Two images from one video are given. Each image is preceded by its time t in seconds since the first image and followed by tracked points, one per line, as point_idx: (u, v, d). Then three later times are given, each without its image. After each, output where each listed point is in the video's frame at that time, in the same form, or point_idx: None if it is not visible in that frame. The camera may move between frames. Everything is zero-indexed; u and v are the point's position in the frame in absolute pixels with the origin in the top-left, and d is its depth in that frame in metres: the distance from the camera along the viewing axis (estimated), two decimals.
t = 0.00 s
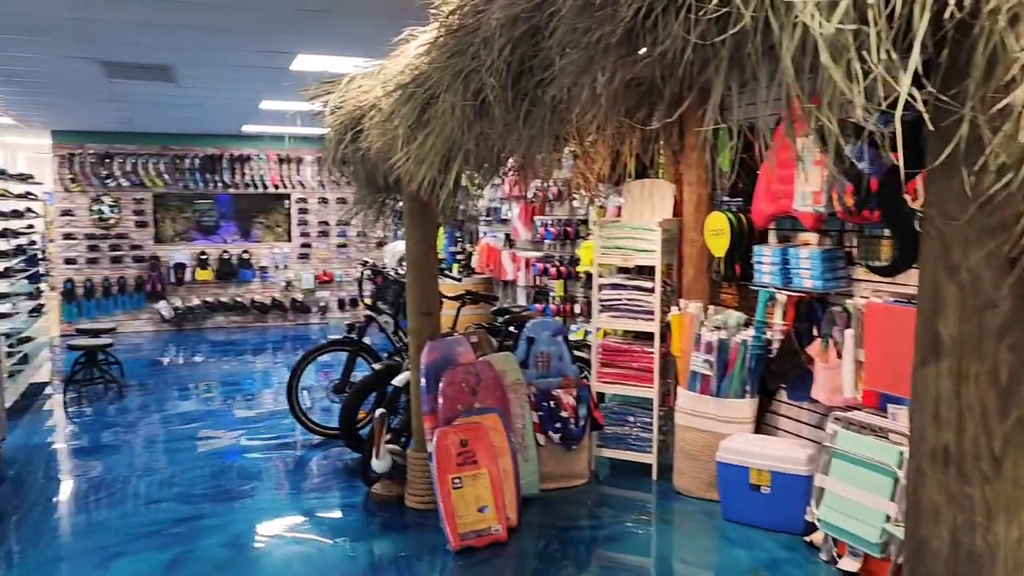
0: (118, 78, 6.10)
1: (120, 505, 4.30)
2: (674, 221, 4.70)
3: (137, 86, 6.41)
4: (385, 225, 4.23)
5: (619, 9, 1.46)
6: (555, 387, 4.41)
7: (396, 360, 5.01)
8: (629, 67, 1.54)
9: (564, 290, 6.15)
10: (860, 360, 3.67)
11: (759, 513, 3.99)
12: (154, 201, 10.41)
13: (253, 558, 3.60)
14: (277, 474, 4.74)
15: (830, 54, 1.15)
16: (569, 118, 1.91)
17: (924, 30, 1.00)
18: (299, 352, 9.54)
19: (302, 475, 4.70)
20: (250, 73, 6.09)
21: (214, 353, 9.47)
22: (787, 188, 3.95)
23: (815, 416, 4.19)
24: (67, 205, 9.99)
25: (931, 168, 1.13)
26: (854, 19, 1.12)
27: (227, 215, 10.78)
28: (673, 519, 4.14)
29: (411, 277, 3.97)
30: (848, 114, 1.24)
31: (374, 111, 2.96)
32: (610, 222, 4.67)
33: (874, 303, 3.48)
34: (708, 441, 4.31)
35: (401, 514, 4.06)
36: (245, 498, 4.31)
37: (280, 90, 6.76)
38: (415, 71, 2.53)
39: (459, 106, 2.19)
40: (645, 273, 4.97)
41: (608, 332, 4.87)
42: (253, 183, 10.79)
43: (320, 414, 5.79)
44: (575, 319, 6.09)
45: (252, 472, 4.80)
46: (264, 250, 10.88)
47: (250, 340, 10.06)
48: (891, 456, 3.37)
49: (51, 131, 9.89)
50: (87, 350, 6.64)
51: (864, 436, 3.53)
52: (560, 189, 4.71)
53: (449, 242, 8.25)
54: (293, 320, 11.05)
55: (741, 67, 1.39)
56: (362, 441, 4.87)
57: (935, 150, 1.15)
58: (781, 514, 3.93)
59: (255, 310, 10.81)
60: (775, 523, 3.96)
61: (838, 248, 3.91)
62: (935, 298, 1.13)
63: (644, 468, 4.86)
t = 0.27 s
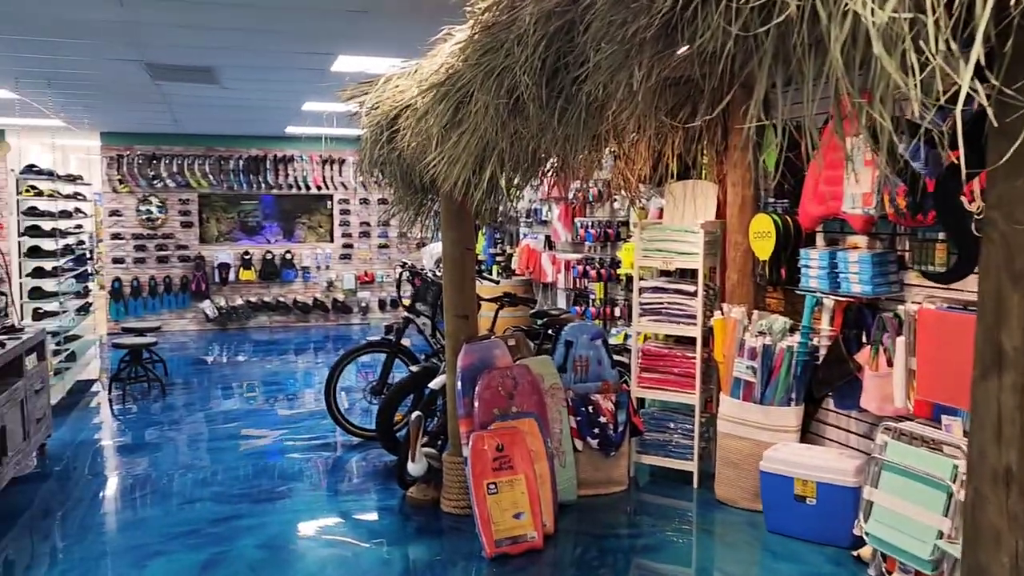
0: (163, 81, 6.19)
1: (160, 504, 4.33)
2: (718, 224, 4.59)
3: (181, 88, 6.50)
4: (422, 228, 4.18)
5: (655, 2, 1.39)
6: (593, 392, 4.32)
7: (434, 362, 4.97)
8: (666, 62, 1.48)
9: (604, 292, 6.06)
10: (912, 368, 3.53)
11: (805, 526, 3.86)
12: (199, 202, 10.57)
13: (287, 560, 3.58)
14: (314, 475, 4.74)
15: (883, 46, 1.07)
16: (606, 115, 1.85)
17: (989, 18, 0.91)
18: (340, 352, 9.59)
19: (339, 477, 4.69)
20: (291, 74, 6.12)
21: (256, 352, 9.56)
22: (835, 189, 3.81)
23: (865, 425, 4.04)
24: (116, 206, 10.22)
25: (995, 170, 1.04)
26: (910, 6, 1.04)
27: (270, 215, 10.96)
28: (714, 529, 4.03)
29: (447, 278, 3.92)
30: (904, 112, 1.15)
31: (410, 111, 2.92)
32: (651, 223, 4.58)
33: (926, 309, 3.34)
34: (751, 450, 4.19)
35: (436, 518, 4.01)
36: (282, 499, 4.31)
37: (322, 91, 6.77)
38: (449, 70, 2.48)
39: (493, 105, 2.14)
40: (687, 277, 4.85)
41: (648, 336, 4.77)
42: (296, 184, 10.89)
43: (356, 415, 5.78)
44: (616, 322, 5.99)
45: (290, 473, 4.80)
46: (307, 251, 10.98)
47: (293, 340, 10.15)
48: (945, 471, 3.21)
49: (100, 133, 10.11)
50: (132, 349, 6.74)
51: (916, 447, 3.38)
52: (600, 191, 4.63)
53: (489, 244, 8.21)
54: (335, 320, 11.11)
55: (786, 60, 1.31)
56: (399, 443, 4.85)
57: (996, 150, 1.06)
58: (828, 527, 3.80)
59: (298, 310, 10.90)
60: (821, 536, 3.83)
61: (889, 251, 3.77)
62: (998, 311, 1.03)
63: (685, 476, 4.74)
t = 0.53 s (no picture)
0: (200, 80, 6.23)
1: (194, 501, 4.34)
2: (759, 223, 4.47)
3: (217, 87, 6.53)
4: (456, 227, 4.12)
5: None
6: (630, 394, 4.22)
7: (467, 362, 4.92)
8: (710, 50, 1.40)
9: (641, 292, 5.96)
10: (964, 373, 3.39)
11: (849, 534, 3.73)
12: (237, 201, 10.67)
13: (320, 561, 3.55)
14: (347, 474, 4.72)
15: (950, 26, 0.98)
16: (645, 108, 1.78)
17: None
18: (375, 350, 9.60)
19: (372, 477, 4.66)
20: (326, 73, 6.12)
21: (292, 350, 9.61)
22: (882, 187, 3.68)
23: (913, 432, 3.90)
24: (156, 205, 10.36)
25: None
26: None
27: (307, 214, 11.02)
28: (754, 535, 3.92)
29: (480, 276, 3.87)
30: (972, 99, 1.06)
31: (443, 108, 2.86)
32: (689, 222, 4.49)
33: (979, 312, 3.22)
34: (793, 455, 4.07)
35: (469, 521, 3.96)
36: (315, 499, 4.29)
37: (357, 89, 6.77)
38: (483, 65, 2.42)
39: (528, 99, 2.08)
40: (726, 276, 4.74)
41: (686, 337, 4.67)
42: (332, 183, 10.94)
43: (390, 415, 5.76)
44: (652, 322, 5.88)
45: (323, 472, 4.78)
46: (342, 250, 11.03)
47: (328, 339, 10.18)
48: (996, 481, 3.06)
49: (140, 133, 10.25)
50: (169, 347, 6.79)
51: (966, 455, 3.24)
52: (637, 189, 4.54)
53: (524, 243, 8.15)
54: (370, 319, 11.13)
55: (840, 46, 1.22)
56: (432, 443, 4.81)
57: None
58: (873, 535, 3.67)
59: (333, 308, 10.95)
60: (867, 545, 3.70)
61: (939, 251, 3.63)
62: None
63: (724, 480, 4.63)
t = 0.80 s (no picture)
0: (231, 78, 6.23)
1: (224, 501, 4.32)
2: (799, 220, 4.34)
3: (248, 86, 6.53)
4: (488, 225, 4.04)
5: None
6: (666, 395, 4.12)
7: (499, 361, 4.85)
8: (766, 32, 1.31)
9: (675, 292, 5.84)
10: (1017, 376, 3.23)
11: (893, 543, 3.60)
12: (268, 200, 10.71)
13: (351, 563, 3.50)
14: (377, 475, 4.67)
15: None
16: (691, 98, 1.69)
17: None
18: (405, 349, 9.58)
19: (403, 478, 4.60)
20: (357, 70, 6.08)
21: (323, 349, 9.61)
22: (931, 182, 3.53)
23: (963, 437, 3.75)
24: (188, 204, 10.43)
25: None
26: None
27: (338, 213, 10.99)
28: (795, 542, 3.80)
29: (512, 275, 3.78)
30: None
31: (476, 102, 2.78)
32: (727, 219, 4.36)
33: None
34: (835, 459, 3.94)
35: (501, 524, 3.88)
36: (345, 500, 4.24)
37: (387, 86, 6.72)
38: (517, 57, 2.34)
39: (565, 91, 2.00)
40: (764, 276, 4.62)
41: (723, 337, 4.55)
42: (362, 182, 10.93)
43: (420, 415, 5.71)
44: (687, 322, 5.76)
45: (353, 472, 4.74)
46: (373, 248, 11.03)
47: (359, 338, 10.18)
48: None
49: (174, 132, 10.33)
50: (200, 345, 6.81)
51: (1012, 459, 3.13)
52: (672, 185, 4.43)
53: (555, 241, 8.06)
54: (401, 318, 11.12)
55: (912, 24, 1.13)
56: (463, 444, 4.75)
57: None
58: (920, 544, 3.53)
59: (364, 307, 10.95)
60: (913, 554, 3.55)
61: (991, 248, 3.48)
62: None
63: (762, 485, 4.51)
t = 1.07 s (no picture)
0: (260, 77, 6.20)
1: (251, 505, 4.26)
2: (842, 220, 4.18)
3: (276, 85, 6.50)
4: (518, 225, 3.93)
5: None
6: (703, 401, 3.99)
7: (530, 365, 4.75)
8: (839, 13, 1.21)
9: (709, 293, 5.71)
10: None
11: (944, 557, 3.44)
12: (296, 200, 10.70)
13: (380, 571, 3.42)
14: (406, 480, 4.59)
15: None
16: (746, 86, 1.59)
17: None
18: (433, 350, 9.52)
19: (432, 483, 4.52)
20: (385, 68, 6.01)
21: (351, 350, 9.58)
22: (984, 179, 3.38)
23: (1016, 446, 3.60)
24: (217, 204, 10.44)
25: None
26: None
27: (365, 212, 11.02)
28: (838, 553, 3.66)
29: (544, 276, 3.67)
30: None
31: (509, 97, 2.68)
32: (765, 219, 4.22)
33: None
34: (880, 468, 3.79)
35: (532, 532, 3.77)
36: (374, 505, 4.17)
37: (415, 85, 6.65)
38: (554, 49, 2.24)
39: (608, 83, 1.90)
40: (804, 277, 4.47)
41: (761, 341, 4.41)
42: (390, 182, 10.88)
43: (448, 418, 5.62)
44: (721, 324, 5.61)
45: (381, 476, 4.67)
46: (400, 248, 10.98)
47: (386, 338, 10.13)
48: None
49: (202, 132, 10.36)
50: (228, 346, 6.78)
51: None
52: (708, 184, 4.30)
53: (585, 242, 7.94)
54: (428, 318, 11.05)
55: None
56: (493, 449, 4.65)
57: None
58: (971, 559, 3.37)
59: (391, 307, 10.90)
60: (965, 570, 3.38)
61: None
62: None
63: (802, 493, 4.36)
